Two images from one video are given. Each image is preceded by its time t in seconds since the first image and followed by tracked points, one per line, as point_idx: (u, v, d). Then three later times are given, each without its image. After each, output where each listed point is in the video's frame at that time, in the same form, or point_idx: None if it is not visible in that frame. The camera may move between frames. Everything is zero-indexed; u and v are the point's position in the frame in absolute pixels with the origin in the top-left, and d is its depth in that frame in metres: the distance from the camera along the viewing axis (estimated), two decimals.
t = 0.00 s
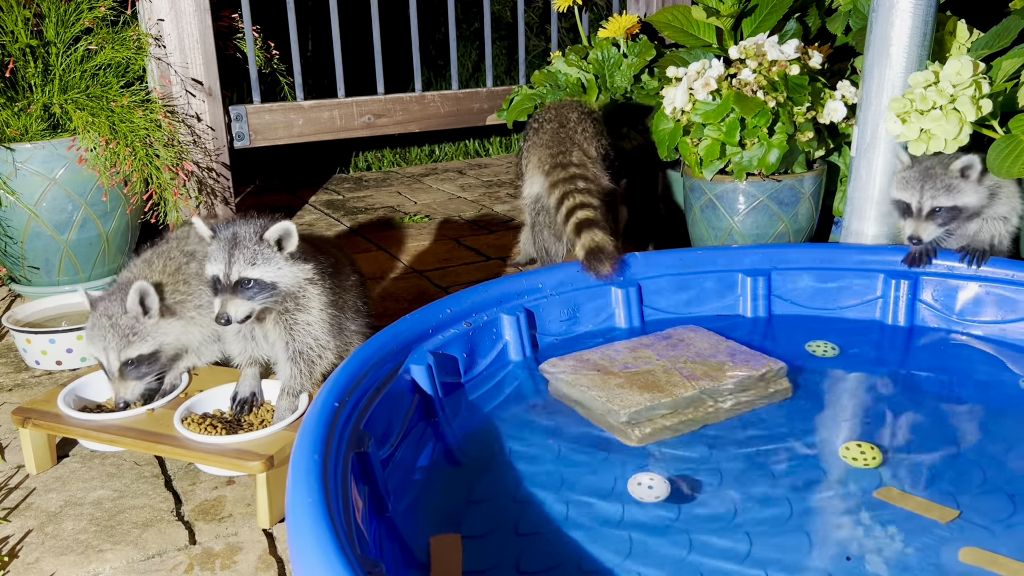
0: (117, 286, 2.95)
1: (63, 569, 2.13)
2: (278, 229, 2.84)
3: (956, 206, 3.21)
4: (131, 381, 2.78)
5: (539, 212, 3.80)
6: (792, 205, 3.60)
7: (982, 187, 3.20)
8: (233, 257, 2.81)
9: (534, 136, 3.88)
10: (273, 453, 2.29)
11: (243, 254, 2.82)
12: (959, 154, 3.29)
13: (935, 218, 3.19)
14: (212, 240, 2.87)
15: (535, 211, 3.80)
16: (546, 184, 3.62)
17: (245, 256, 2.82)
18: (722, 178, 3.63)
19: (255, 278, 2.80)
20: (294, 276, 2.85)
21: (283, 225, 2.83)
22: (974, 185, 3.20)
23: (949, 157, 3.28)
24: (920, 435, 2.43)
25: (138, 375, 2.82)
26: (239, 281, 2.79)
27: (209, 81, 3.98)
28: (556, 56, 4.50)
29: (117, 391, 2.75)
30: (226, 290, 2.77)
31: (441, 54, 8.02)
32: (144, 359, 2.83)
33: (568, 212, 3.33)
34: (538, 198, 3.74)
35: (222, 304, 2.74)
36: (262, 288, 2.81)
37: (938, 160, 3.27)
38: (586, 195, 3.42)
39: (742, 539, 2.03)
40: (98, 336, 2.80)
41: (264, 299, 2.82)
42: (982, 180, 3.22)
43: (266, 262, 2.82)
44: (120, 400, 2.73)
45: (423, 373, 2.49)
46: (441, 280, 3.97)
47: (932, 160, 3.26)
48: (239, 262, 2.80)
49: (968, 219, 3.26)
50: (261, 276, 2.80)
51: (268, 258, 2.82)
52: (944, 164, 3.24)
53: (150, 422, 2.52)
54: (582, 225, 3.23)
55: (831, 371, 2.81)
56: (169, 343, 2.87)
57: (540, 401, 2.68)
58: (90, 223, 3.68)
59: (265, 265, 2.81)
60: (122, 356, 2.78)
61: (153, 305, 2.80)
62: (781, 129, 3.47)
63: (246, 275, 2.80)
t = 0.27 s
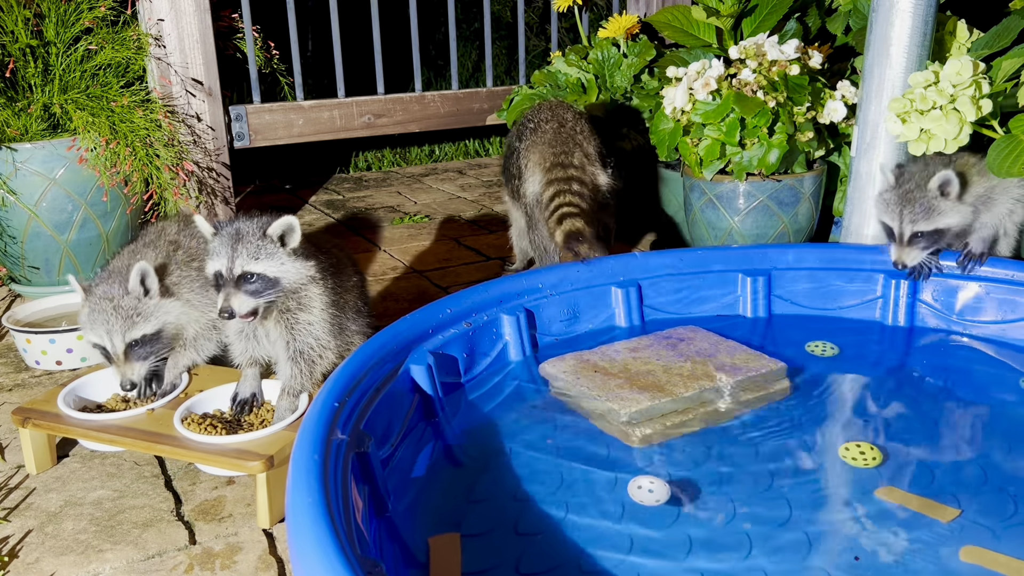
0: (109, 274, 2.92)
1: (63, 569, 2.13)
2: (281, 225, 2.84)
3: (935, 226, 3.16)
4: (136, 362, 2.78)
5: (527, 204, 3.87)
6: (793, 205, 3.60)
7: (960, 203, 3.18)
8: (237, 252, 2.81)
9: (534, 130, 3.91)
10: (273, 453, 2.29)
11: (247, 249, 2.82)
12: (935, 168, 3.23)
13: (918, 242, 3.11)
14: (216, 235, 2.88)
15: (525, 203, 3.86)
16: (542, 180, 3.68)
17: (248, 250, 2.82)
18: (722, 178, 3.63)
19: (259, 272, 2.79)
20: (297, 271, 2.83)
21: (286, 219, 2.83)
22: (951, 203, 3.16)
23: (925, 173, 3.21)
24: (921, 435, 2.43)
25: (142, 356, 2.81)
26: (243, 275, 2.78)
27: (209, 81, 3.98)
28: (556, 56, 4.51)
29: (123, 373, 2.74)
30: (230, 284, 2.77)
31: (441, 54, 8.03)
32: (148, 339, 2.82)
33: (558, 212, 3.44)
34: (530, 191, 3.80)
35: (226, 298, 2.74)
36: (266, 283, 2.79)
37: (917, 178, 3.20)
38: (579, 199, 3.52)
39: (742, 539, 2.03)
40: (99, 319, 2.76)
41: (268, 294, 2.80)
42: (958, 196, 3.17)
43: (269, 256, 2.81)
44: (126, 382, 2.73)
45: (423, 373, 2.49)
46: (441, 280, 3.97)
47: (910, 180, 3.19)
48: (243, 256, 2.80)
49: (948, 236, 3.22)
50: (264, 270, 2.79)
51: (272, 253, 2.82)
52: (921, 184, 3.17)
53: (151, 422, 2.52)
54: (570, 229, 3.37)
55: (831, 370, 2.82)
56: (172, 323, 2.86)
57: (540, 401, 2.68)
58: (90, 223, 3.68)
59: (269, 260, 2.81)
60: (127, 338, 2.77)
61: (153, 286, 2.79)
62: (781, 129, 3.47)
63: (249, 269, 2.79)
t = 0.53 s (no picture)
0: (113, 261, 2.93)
1: (62, 569, 2.13)
2: (287, 218, 2.84)
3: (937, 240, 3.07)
4: (133, 346, 2.79)
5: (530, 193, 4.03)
6: (793, 205, 3.60)
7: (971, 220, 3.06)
8: (241, 239, 2.80)
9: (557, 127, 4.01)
10: (273, 453, 2.29)
11: (251, 237, 2.81)
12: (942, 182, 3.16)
13: (914, 252, 3.05)
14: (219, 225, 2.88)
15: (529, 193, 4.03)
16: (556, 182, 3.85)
17: (253, 239, 2.80)
18: (722, 178, 3.62)
19: (262, 260, 2.77)
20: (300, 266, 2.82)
21: (293, 213, 2.84)
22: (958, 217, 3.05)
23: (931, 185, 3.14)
24: (921, 435, 2.42)
25: (140, 341, 2.81)
26: (245, 261, 2.76)
27: (209, 81, 3.98)
28: (556, 56, 4.51)
29: (120, 357, 2.76)
30: (232, 268, 2.75)
31: (441, 54, 8.02)
32: (148, 325, 2.83)
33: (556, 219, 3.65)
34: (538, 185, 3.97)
35: (227, 280, 2.71)
36: (267, 273, 2.77)
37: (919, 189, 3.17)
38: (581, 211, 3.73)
39: (742, 539, 2.03)
40: (101, 302, 2.78)
41: (268, 284, 2.78)
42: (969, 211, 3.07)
43: (274, 246, 2.81)
44: (122, 366, 2.75)
45: (423, 373, 2.49)
46: (441, 280, 3.97)
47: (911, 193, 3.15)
48: (246, 244, 2.79)
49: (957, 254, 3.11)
50: (267, 260, 2.78)
51: (276, 245, 2.81)
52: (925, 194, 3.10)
53: (151, 423, 2.52)
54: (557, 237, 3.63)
55: (831, 370, 2.82)
56: (174, 311, 2.86)
57: (540, 401, 2.68)
58: (90, 223, 3.68)
59: (272, 250, 2.80)
60: (127, 322, 2.78)
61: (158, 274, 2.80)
62: (781, 129, 3.47)
63: (252, 256, 2.77)
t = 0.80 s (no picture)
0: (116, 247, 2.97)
1: (63, 569, 2.13)
2: (279, 217, 2.84)
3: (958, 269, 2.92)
4: (136, 324, 2.81)
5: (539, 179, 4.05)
6: (793, 204, 3.60)
7: (986, 239, 2.90)
8: (236, 237, 2.80)
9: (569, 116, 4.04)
10: (273, 453, 2.29)
11: (245, 235, 2.81)
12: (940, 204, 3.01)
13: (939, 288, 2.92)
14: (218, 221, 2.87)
15: (539, 180, 4.04)
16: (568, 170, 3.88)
17: (247, 237, 2.81)
18: (722, 178, 3.62)
19: (256, 258, 2.77)
20: (296, 263, 2.82)
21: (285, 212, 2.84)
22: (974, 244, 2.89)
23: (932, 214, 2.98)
24: (921, 435, 2.42)
25: (144, 318, 2.83)
26: (240, 260, 2.76)
27: (209, 81, 3.98)
28: (556, 56, 4.51)
29: (123, 333, 2.78)
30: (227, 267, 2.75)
31: (441, 54, 8.02)
32: (152, 304, 2.85)
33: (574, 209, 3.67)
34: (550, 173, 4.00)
35: (220, 279, 2.71)
36: (262, 271, 2.77)
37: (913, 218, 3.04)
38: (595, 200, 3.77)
39: (742, 539, 2.03)
40: (105, 280, 2.82)
41: (262, 281, 2.78)
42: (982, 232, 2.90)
43: (268, 244, 2.81)
44: (126, 342, 2.77)
45: (423, 373, 2.49)
46: (441, 280, 3.97)
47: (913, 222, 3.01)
48: (241, 242, 2.79)
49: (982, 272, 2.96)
50: (262, 258, 2.78)
51: (271, 242, 2.81)
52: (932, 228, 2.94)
53: (150, 422, 2.52)
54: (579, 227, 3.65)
55: (831, 370, 2.82)
56: (179, 292, 2.90)
57: (540, 402, 2.68)
58: (90, 223, 3.68)
59: (267, 247, 2.80)
60: (131, 299, 2.81)
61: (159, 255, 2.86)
62: (781, 129, 3.47)
63: (247, 254, 2.77)
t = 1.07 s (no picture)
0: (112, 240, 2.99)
1: (62, 569, 2.13)
2: (274, 218, 2.81)
3: (966, 272, 3.01)
4: (145, 313, 2.81)
5: (536, 175, 4.20)
6: (793, 204, 3.60)
7: (984, 241, 3.00)
8: (232, 241, 2.80)
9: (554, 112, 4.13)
10: (273, 453, 2.29)
11: (241, 239, 2.80)
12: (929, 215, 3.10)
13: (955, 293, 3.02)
14: (217, 221, 2.87)
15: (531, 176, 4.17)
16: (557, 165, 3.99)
17: (243, 241, 2.80)
18: (722, 178, 3.62)
19: (253, 262, 2.76)
20: (295, 262, 2.81)
21: (280, 214, 2.81)
22: (976, 246, 2.99)
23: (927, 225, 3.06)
24: (919, 435, 2.42)
25: (151, 307, 2.84)
26: (237, 264, 2.76)
27: (209, 81, 3.98)
28: (556, 56, 4.51)
29: (134, 322, 2.79)
30: (224, 273, 2.76)
31: (441, 54, 8.01)
32: (157, 292, 2.87)
33: (570, 208, 3.78)
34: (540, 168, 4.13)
35: (219, 286, 2.72)
36: (259, 274, 2.77)
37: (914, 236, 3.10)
38: (588, 194, 3.88)
39: (742, 539, 2.03)
40: (112, 272, 2.83)
41: (262, 285, 2.78)
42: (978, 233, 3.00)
43: (265, 246, 2.79)
44: (138, 331, 2.77)
45: (423, 373, 2.49)
46: (441, 280, 3.97)
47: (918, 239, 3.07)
48: (237, 246, 2.78)
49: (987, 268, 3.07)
50: (259, 261, 2.76)
51: (268, 245, 2.79)
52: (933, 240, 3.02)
53: (150, 423, 2.52)
54: (579, 224, 3.74)
55: (831, 370, 2.82)
56: (181, 280, 2.91)
57: (540, 402, 2.68)
58: (90, 223, 3.68)
59: (263, 251, 2.78)
60: (139, 288, 2.82)
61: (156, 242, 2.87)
62: (781, 129, 3.46)
63: (244, 259, 2.77)
